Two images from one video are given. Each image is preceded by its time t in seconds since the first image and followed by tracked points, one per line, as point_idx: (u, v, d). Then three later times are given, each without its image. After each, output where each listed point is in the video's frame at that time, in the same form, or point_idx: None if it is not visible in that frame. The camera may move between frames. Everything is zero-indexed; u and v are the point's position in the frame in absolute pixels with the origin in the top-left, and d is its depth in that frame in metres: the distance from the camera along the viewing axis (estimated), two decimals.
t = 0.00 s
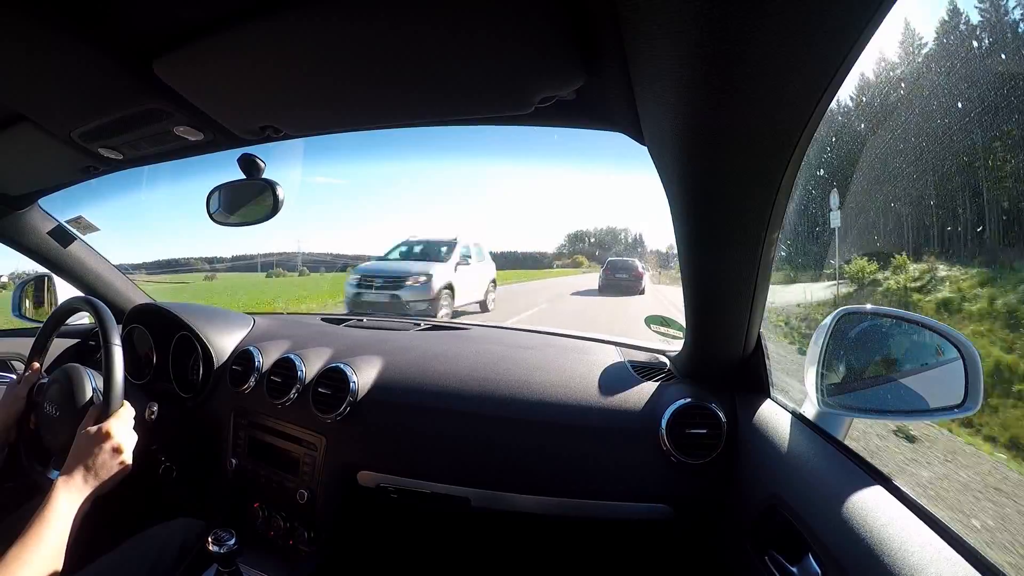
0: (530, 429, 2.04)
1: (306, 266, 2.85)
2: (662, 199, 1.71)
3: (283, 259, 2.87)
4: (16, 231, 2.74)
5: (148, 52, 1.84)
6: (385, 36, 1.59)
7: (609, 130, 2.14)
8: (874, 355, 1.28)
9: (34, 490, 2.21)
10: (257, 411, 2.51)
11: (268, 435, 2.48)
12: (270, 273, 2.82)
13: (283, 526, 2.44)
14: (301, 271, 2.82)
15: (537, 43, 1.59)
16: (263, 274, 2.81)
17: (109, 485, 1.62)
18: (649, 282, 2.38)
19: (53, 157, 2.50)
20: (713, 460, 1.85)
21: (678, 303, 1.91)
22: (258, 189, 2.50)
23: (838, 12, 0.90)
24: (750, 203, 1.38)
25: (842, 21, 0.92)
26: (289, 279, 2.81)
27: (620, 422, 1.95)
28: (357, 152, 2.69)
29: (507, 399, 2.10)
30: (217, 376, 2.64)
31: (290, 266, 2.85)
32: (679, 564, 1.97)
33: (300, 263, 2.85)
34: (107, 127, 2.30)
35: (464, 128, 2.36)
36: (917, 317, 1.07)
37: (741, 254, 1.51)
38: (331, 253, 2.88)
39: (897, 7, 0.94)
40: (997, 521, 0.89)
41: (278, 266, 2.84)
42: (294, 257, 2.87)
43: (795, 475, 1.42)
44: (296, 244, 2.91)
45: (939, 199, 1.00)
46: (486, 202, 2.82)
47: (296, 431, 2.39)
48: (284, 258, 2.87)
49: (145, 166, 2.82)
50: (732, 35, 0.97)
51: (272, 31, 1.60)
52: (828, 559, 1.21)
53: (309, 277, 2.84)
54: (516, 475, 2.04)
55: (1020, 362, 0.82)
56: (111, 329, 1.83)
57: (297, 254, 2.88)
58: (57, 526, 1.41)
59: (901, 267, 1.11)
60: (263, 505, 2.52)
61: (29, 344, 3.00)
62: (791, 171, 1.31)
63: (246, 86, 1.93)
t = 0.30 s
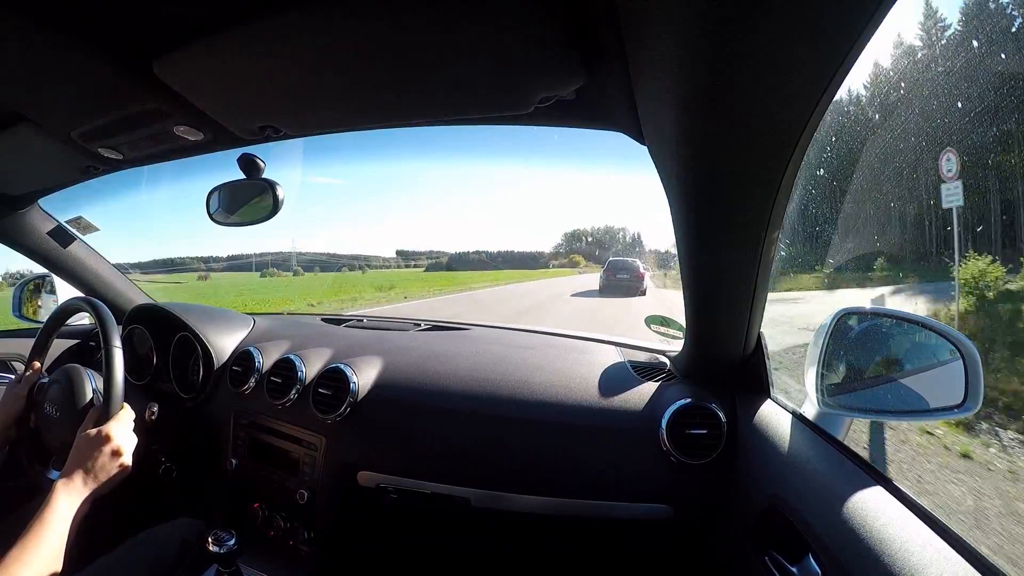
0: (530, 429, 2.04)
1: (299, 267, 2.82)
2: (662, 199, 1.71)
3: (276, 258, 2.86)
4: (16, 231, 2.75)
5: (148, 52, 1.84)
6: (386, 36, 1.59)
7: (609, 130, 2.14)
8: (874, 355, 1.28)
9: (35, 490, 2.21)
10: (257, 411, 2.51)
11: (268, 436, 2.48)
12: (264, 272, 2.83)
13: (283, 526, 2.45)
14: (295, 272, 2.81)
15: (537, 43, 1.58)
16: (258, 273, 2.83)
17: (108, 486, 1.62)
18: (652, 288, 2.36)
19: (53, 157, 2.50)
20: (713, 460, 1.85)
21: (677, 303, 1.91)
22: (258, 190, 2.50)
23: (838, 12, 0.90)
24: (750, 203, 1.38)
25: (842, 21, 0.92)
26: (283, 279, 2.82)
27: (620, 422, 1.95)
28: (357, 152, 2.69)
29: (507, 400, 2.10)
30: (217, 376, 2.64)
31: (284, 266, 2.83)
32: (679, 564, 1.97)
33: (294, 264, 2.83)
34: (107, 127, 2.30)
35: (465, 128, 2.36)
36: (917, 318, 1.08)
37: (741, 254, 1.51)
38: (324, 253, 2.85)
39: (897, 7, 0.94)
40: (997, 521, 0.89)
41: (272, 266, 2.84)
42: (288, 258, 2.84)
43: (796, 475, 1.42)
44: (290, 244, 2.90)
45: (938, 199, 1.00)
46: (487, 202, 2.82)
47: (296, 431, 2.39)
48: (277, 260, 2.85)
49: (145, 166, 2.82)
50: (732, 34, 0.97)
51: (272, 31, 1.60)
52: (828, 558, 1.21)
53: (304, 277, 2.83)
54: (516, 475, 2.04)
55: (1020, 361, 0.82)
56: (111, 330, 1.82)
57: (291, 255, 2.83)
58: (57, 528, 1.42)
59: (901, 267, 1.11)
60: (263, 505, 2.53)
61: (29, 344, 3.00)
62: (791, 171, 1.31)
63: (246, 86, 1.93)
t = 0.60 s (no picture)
0: (530, 429, 2.04)
1: (294, 266, 2.86)
2: (662, 199, 1.71)
3: (269, 257, 2.89)
4: (16, 231, 2.75)
5: (148, 52, 1.84)
6: (386, 35, 1.58)
7: (609, 131, 2.14)
8: (873, 355, 1.28)
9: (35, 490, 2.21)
10: (257, 411, 2.51)
11: (268, 436, 2.48)
12: (258, 273, 2.83)
13: (283, 525, 2.46)
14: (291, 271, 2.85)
15: (537, 44, 1.58)
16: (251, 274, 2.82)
17: (105, 492, 1.62)
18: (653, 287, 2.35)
19: (52, 158, 2.50)
20: (713, 460, 1.85)
21: (678, 303, 1.91)
22: (258, 190, 2.50)
23: (838, 13, 0.90)
24: (750, 203, 1.38)
25: (842, 20, 0.92)
26: (278, 279, 2.83)
27: (619, 422, 1.96)
28: (358, 152, 2.69)
29: (507, 400, 2.10)
30: (217, 376, 2.64)
31: (278, 266, 2.86)
32: (679, 564, 1.97)
33: (289, 264, 2.87)
34: (107, 127, 2.30)
35: (465, 129, 2.36)
36: (918, 318, 1.08)
37: (741, 254, 1.51)
38: (319, 252, 2.90)
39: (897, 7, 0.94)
40: (994, 523, 0.89)
41: (266, 266, 2.85)
42: (283, 257, 2.88)
43: (795, 475, 1.42)
44: (285, 244, 2.94)
45: (939, 199, 1.00)
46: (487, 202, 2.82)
47: (296, 431, 2.39)
48: (272, 260, 2.88)
49: (145, 166, 2.83)
50: (732, 35, 0.97)
51: (272, 31, 1.60)
52: (828, 558, 1.21)
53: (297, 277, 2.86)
54: (516, 475, 2.04)
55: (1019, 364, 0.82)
56: (111, 330, 1.82)
57: (285, 255, 2.89)
58: (55, 532, 1.42)
59: (901, 268, 1.11)
60: (263, 505, 2.53)
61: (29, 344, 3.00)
62: (791, 171, 1.31)
63: (247, 87, 1.93)
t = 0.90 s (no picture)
0: (530, 429, 2.04)
1: (286, 264, 2.87)
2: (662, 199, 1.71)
3: (263, 256, 2.91)
4: (15, 231, 2.75)
5: (149, 52, 1.83)
6: (386, 35, 1.58)
7: (608, 130, 2.14)
8: (873, 355, 1.28)
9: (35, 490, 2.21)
10: (257, 411, 2.51)
11: (268, 435, 2.48)
12: (250, 270, 2.87)
13: (283, 526, 2.45)
14: (281, 269, 2.87)
15: (537, 43, 1.58)
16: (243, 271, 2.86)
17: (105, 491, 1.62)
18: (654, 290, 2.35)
19: (52, 157, 2.50)
20: (713, 460, 1.84)
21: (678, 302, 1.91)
22: (258, 190, 2.50)
23: (839, 12, 0.90)
24: (750, 203, 1.38)
25: (841, 20, 0.91)
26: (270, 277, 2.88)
27: (619, 422, 1.95)
28: (357, 152, 2.69)
29: (507, 400, 2.10)
30: (217, 376, 2.64)
31: (271, 264, 2.90)
32: (679, 564, 1.97)
33: (281, 262, 2.89)
34: (107, 126, 2.30)
35: (464, 128, 2.37)
36: (918, 318, 1.08)
37: (742, 254, 1.51)
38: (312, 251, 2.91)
39: (896, 7, 0.94)
40: (994, 525, 0.89)
41: (259, 264, 2.89)
42: (275, 255, 2.90)
43: (795, 475, 1.42)
44: (277, 242, 2.94)
45: (939, 199, 1.00)
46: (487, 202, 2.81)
47: (296, 431, 2.39)
48: (266, 258, 2.90)
49: (145, 166, 2.82)
50: (732, 35, 0.97)
51: (272, 31, 1.60)
52: (828, 558, 1.21)
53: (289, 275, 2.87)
54: (516, 475, 2.04)
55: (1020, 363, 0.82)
56: (110, 330, 1.82)
57: (278, 252, 2.90)
58: (56, 531, 1.42)
59: (901, 267, 1.11)
60: (262, 505, 2.53)
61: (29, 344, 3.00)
62: (791, 171, 1.31)
63: (247, 86, 1.93)
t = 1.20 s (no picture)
0: (530, 429, 2.04)
1: (279, 265, 2.88)
2: (662, 198, 1.71)
3: (257, 258, 2.90)
4: (15, 231, 2.75)
5: (149, 52, 1.83)
6: (386, 35, 1.58)
7: (608, 130, 2.14)
8: (874, 355, 1.28)
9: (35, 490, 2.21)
10: (257, 411, 2.51)
11: (268, 436, 2.48)
12: (242, 272, 2.84)
13: (283, 526, 2.45)
14: (274, 270, 2.87)
15: (537, 43, 1.58)
16: (237, 273, 2.84)
17: (107, 489, 1.62)
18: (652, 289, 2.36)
19: (52, 157, 2.50)
20: (713, 460, 1.84)
21: (678, 303, 1.90)
22: (258, 190, 2.50)
23: (839, 12, 0.90)
24: (750, 203, 1.38)
25: (841, 20, 0.91)
26: (264, 278, 2.86)
27: (620, 422, 1.95)
28: (357, 152, 2.68)
29: (507, 399, 2.10)
30: (217, 376, 2.64)
31: (264, 265, 2.88)
32: (679, 563, 1.97)
33: (274, 263, 2.89)
34: (108, 126, 2.30)
35: (463, 129, 2.37)
36: (918, 318, 1.07)
37: (742, 253, 1.51)
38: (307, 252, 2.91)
39: (897, 6, 0.94)
40: (996, 524, 0.89)
41: (252, 265, 2.87)
42: (269, 256, 2.90)
43: (795, 476, 1.42)
44: (269, 243, 2.95)
45: (939, 199, 1.00)
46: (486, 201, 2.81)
47: (296, 431, 2.39)
48: (259, 259, 2.90)
49: (144, 166, 2.81)
50: (733, 36, 0.97)
51: (272, 31, 1.59)
52: (828, 559, 1.21)
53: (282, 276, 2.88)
54: (516, 475, 2.04)
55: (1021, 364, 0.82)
56: (110, 329, 1.82)
57: (271, 253, 2.91)
58: (57, 527, 1.42)
59: (901, 267, 1.11)
60: (262, 505, 2.53)
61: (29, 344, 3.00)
62: (791, 171, 1.31)
63: (247, 86, 1.92)
